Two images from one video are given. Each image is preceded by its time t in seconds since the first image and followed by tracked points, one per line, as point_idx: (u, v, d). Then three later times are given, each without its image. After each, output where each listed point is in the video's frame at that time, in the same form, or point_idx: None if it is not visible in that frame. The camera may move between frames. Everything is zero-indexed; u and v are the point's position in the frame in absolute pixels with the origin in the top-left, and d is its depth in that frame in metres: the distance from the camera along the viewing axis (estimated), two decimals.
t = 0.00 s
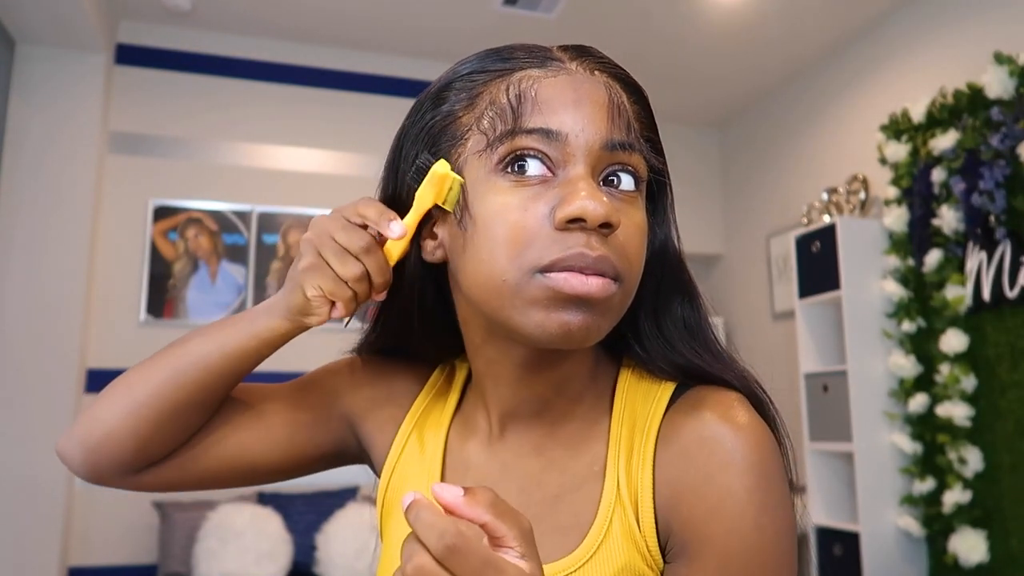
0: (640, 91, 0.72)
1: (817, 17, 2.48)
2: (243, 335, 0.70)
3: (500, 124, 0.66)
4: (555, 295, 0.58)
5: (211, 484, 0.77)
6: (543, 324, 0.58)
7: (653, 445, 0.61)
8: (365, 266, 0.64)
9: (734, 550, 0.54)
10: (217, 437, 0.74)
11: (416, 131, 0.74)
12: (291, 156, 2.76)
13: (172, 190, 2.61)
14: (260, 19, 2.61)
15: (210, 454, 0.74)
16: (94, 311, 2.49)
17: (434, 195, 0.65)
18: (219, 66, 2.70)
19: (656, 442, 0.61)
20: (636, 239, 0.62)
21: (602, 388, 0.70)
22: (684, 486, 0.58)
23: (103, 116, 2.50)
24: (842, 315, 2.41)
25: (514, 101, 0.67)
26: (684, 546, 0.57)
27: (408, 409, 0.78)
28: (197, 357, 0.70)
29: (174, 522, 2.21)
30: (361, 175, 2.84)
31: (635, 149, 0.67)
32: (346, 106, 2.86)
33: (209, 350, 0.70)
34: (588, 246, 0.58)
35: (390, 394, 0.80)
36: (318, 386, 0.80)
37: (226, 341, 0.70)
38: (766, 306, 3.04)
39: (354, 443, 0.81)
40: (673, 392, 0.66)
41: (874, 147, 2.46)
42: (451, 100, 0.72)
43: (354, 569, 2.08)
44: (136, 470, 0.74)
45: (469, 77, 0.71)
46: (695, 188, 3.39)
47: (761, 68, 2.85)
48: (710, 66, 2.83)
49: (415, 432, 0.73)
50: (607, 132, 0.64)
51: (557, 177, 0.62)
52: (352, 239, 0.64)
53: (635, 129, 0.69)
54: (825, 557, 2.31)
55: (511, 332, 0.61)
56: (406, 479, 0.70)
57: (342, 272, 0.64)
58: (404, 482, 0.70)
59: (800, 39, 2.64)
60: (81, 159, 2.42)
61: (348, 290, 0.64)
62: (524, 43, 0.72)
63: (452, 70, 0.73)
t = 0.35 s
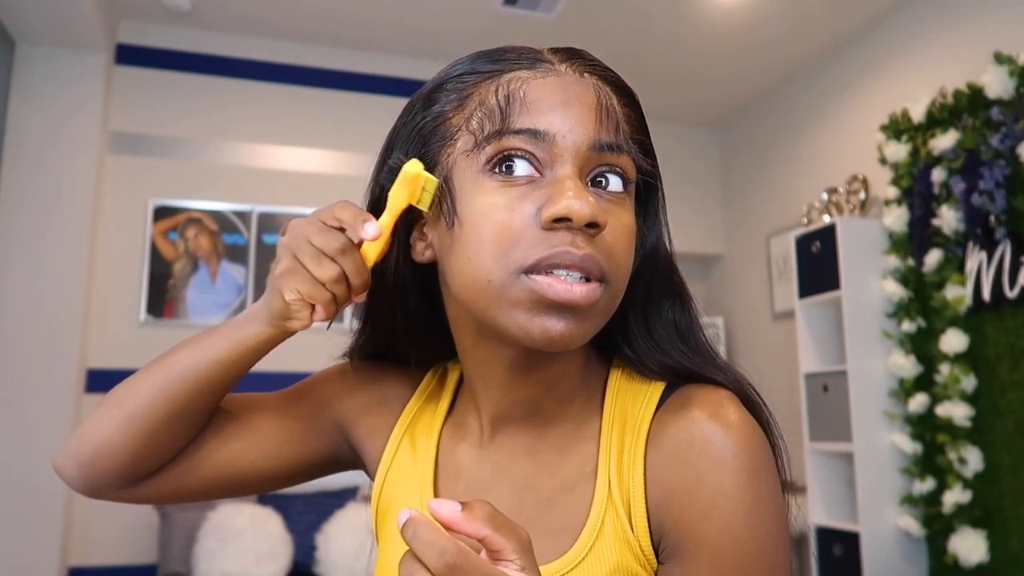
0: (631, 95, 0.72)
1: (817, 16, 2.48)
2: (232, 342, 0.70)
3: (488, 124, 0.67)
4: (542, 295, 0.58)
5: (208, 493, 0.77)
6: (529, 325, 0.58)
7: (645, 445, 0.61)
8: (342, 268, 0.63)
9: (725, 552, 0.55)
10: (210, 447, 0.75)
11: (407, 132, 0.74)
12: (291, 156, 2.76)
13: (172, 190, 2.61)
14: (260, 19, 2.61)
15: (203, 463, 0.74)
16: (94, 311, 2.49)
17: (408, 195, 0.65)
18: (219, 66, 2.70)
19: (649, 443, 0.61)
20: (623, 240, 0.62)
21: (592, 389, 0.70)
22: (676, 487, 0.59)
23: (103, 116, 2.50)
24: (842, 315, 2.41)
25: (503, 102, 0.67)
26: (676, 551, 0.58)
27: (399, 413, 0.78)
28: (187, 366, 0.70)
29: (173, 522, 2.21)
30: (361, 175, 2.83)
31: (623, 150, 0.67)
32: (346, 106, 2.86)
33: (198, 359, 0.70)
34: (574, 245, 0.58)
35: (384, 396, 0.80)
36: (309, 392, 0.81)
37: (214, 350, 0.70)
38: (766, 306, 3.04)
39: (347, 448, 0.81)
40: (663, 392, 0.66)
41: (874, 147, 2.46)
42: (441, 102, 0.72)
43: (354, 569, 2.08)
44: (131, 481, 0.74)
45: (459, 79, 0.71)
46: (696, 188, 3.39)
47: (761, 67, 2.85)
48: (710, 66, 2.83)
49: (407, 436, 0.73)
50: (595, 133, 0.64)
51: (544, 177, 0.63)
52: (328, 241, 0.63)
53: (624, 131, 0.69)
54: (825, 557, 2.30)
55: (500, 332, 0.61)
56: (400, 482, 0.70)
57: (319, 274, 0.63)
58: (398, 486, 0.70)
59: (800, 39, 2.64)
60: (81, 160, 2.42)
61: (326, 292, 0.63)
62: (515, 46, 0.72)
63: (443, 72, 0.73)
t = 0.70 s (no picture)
0: (629, 94, 0.72)
1: (817, 16, 2.48)
2: (221, 375, 0.71)
3: (486, 126, 0.67)
4: (542, 296, 0.58)
5: (218, 511, 0.79)
6: (530, 326, 0.58)
7: (641, 440, 0.62)
8: (321, 319, 0.63)
9: (723, 538, 0.53)
10: (217, 469, 0.76)
11: (406, 135, 0.74)
12: (291, 156, 2.76)
13: (172, 190, 2.61)
14: (261, 20, 2.61)
15: (212, 484, 0.76)
16: (94, 311, 2.49)
17: (387, 272, 0.65)
18: (219, 67, 2.70)
19: (645, 440, 0.62)
20: (623, 240, 0.62)
21: (593, 387, 0.70)
22: (674, 473, 0.58)
23: (103, 116, 2.50)
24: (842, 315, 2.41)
25: (501, 103, 0.67)
26: (666, 538, 0.56)
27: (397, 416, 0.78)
28: (179, 401, 0.70)
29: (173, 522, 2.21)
30: (361, 175, 2.83)
31: (622, 150, 0.67)
32: (346, 106, 2.86)
33: (188, 393, 0.70)
34: (574, 245, 0.58)
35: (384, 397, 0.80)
36: (303, 402, 0.82)
37: (204, 383, 0.71)
38: (766, 306, 3.04)
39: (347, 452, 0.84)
40: (663, 391, 0.66)
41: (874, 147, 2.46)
42: (440, 103, 0.71)
43: (354, 569, 2.07)
44: (140, 510, 0.75)
45: (457, 81, 0.71)
46: (696, 188, 3.39)
47: (762, 67, 2.85)
48: (710, 66, 2.83)
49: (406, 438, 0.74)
50: (593, 134, 0.64)
51: (543, 178, 0.63)
52: (308, 291, 0.63)
53: (622, 131, 0.69)
54: (825, 557, 2.30)
55: (502, 333, 0.61)
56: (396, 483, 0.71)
57: (297, 324, 0.63)
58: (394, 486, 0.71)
59: (800, 39, 2.64)
60: (81, 160, 2.42)
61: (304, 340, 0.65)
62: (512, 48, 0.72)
63: (441, 75, 0.73)
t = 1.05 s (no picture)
0: (634, 89, 0.71)
1: (817, 17, 2.48)
2: (159, 425, 0.76)
3: (494, 124, 0.66)
4: (555, 294, 0.58)
5: (253, 539, 0.83)
6: (544, 324, 0.58)
7: (631, 422, 0.64)
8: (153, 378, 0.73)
9: (676, 510, 0.53)
10: (227, 502, 0.80)
11: (411, 134, 0.73)
12: (291, 156, 2.76)
13: (172, 190, 2.61)
14: (260, 19, 2.61)
15: (226, 517, 0.80)
16: (94, 311, 2.48)
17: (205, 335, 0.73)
18: (219, 67, 2.70)
19: (635, 422, 0.64)
20: (634, 236, 0.62)
21: (596, 385, 0.70)
22: (653, 449, 0.59)
23: (103, 116, 2.50)
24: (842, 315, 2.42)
25: (508, 101, 0.67)
26: (618, 500, 0.56)
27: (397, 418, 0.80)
28: (141, 455, 0.76)
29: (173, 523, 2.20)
30: (361, 175, 2.83)
31: (632, 146, 0.67)
32: (346, 106, 2.86)
33: (143, 447, 0.76)
34: (586, 243, 0.58)
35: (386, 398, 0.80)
36: (303, 427, 0.86)
37: (151, 435, 0.76)
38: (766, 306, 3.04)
39: (350, 464, 0.85)
40: (665, 393, 0.67)
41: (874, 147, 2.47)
42: (446, 101, 0.71)
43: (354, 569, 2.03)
44: (171, 554, 0.80)
45: (463, 79, 0.71)
46: (696, 188, 3.39)
47: (762, 67, 2.84)
48: (711, 66, 2.83)
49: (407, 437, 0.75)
50: (602, 130, 0.64)
51: (553, 176, 0.63)
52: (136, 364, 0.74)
53: (630, 126, 0.69)
54: (826, 557, 2.30)
55: (514, 331, 0.61)
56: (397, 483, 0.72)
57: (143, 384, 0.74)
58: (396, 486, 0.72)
59: (801, 39, 2.64)
60: (81, 160, 2.42)
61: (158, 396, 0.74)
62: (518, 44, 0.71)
63: (447, 73, 0.73)
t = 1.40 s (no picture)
0: (630, 88, 0.71)
1: (817, 16, 2.48)
2: (168, 418, 0.76)
3: (490, 127, 0.67)
4: (552, 297, 0.58)
5: (247, 543, 0.82)
6: (541, 327, 0.58)
7: (629, 424, 0.64)
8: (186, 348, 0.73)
9: (673, 514, 0.53)
10: (225, 503, 0.80)
11: (406, 136, 0.73)
12: (291, 156, 2.76)
13: (172, 190, 2.61)
14: (260, 19, 2.61)
15: (223, 518, 0.80)
16: (94, 311, 2.48)
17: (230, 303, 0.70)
18: (219, 67, 2.70)
19: (632, 424, 0.64)
20: (632, 238, 0.62)
21: (594, 385, 0.70)
22: (650, 452, 0.59)
23: (103, 116, 2.50)
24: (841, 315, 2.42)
25: (504, 103, 0.67)
26: (615, 501, 0.56)
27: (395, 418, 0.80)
28: (146, 451, 0.76)
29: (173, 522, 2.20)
30: (361, 175, 2.84)
31: (628, 147, 0.67)
32: (346, 106, 2.86)
33: (148, 442, 0.76)
34: (583, 245, 0.58)
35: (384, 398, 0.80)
36: (299, 429, 0.86)
37: (158, 429, 0.76)
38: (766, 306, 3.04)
39: (348, 466, 0.86)
40: (663, 394, 0.67)
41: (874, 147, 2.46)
42: (442, 102, 0.71)
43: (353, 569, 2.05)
44: (164, 557, 0.79)
45: (458, 81, 0.71)
46: (696, 188, 3.39)
47: (762, 66, 2.84)
48: (711, 66, 2.83)
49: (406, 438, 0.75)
50: (598, 132, 0.64)
51: (550, 178, 0.63)
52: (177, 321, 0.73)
53: (626, 126, 0.69)
54: (826, 557, 2.30)
55: (511, 333, 0.62)
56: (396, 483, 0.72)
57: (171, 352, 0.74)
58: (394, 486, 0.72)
59: (800, 39, 2.64)
60: (81, 160, 2.42)
61: (185, 369, 0.75)
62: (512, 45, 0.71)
63: (441, 74, 0.73)
